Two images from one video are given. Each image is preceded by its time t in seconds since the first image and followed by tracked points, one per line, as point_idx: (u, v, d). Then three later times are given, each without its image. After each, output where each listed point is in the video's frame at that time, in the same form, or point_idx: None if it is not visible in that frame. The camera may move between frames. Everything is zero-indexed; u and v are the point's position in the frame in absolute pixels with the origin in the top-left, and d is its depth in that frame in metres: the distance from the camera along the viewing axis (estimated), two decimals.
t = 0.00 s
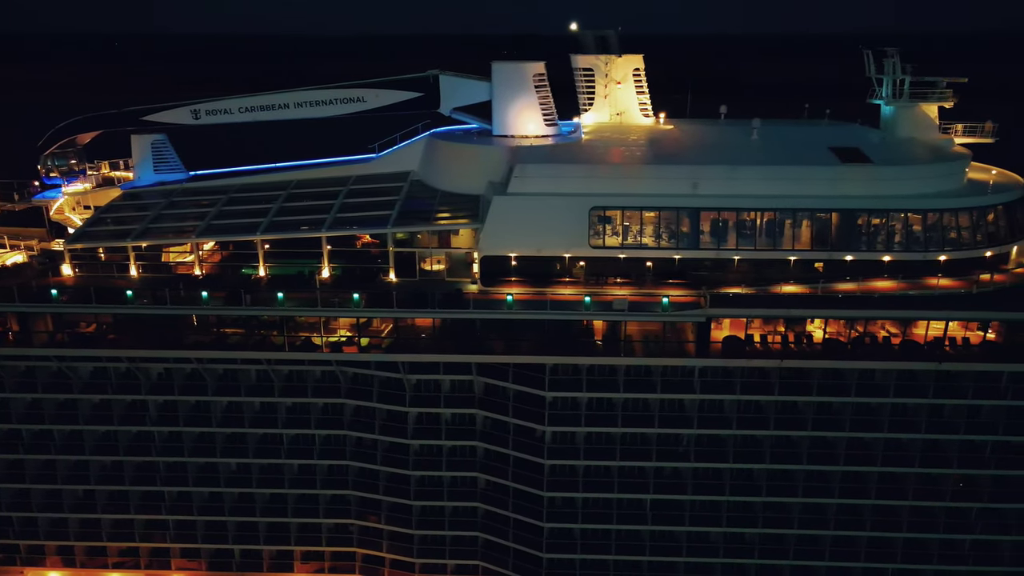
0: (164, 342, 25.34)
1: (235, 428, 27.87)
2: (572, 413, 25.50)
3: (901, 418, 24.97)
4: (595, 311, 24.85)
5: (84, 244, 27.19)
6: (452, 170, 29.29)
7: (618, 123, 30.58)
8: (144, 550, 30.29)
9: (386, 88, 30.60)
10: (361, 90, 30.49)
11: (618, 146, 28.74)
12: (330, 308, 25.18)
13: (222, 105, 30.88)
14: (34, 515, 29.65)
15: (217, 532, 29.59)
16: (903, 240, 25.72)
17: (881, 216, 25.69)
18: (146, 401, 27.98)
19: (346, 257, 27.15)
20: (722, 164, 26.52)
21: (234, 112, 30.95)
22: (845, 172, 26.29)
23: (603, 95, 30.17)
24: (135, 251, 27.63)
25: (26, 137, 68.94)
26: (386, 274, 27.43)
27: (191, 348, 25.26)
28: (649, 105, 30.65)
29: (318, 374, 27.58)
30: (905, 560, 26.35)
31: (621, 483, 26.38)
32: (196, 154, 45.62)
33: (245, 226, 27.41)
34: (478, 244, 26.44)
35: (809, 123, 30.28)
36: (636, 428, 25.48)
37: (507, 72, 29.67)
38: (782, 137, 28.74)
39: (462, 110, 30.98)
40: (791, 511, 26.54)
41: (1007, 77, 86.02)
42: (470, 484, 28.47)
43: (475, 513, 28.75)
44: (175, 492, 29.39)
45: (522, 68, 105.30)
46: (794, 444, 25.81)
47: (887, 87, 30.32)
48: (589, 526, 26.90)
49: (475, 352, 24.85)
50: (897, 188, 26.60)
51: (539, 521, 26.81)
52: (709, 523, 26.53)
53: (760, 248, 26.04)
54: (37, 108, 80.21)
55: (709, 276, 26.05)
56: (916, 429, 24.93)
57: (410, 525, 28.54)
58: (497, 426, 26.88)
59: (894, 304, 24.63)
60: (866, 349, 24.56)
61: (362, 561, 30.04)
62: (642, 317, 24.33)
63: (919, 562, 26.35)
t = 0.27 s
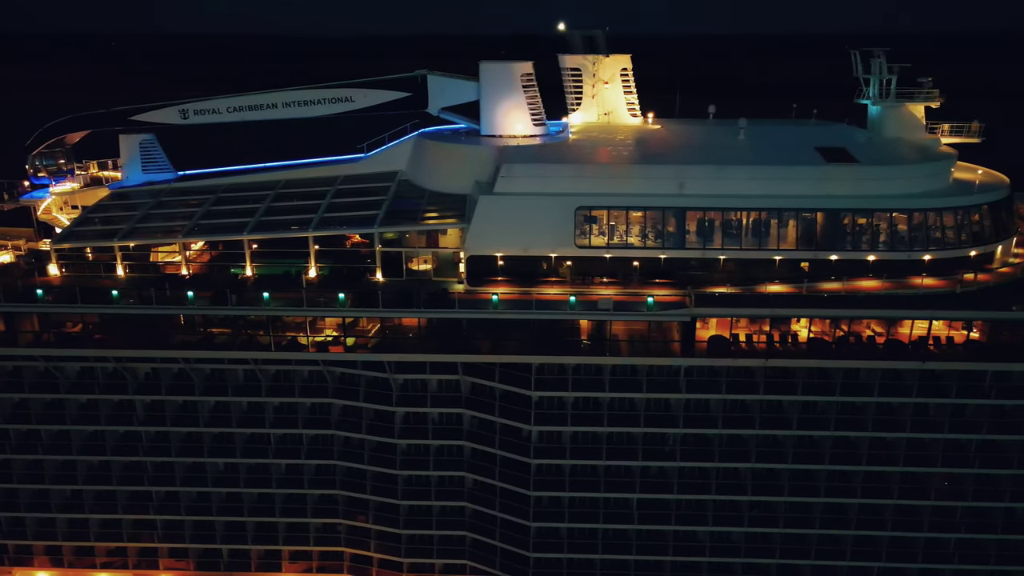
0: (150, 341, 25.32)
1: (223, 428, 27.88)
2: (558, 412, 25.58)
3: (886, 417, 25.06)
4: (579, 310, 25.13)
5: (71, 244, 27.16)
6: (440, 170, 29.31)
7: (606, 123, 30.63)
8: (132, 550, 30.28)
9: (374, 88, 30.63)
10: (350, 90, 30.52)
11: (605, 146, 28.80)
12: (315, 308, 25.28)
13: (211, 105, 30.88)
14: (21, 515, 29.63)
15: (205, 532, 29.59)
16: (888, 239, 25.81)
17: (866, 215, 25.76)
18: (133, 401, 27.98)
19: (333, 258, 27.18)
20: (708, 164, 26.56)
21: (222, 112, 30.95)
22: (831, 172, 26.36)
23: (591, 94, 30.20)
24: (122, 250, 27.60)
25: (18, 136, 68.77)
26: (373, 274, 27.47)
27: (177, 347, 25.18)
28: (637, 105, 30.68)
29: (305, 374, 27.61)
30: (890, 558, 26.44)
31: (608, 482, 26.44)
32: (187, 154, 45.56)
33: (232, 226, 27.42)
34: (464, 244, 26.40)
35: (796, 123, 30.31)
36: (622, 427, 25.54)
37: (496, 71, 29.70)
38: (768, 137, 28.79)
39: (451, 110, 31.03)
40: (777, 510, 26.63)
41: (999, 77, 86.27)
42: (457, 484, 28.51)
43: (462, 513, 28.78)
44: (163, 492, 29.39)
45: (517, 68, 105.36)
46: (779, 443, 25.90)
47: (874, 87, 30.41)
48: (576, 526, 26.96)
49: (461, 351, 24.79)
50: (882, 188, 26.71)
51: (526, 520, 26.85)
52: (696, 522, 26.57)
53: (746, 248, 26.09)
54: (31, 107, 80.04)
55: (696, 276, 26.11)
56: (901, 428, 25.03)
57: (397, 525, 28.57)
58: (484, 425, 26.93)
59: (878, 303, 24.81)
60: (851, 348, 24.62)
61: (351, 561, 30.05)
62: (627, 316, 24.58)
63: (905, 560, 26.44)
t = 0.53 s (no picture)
0: (138, 341, 25.34)
1: (212, 427, 27.89)
2: (547, 411, 25.63)
3: (873, 416, 25.14)
4: (567, 309, 25.10)
5: (60, 244, 27.24)
6: (430, 170, 29.36)
7: (595, 123, 30.66)
8: (123, 550, 30.32)
9: (364, 88, 30.64)
10: (339, 90, 30.52)
11: (595, 146, 28.84)
12: (304, 307, 25.37)
13: (200, 105, 30.87)
14: (11, 515, 29.64)
15: (195, 531, 29.62)
16: (875, 239, 25.94)
17: (853, 215, 25.85)
18: (123, 401, 28.02)
19: (322, 258, 27.21)
20: (696, 164, 26.63)
21: (212, 112, 30.94)
22: (818, 171, 26.46)
23: (580, 95, 30.27)
24: (111, 250, 27.60)
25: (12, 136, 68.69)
26: (362, 274, 27.51)
27: (166, 347, 25.22)
28: (627, 104, 30.68)
29: (295, 374, 27.66)
30: (878, 557, 26.52)
31: (596, 481, 26.50)
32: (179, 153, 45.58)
33: (221, 226, 27.45)
34: (453, 244, 26.48)
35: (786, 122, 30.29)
36: (610, 427, 25.57)
37: (486, 71, 29.77)
38: (756, 137, 28.83)
39: (441, 110, 31.09)
40: (765, 509, 26.69)
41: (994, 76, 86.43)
42: (447, 483, 28.50)
43: (452, 512, 28.81)
44: (153, 491, 29.41)
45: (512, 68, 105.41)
46: (767, 442, 25.98)
47: (863, 87, 30.47)
48: (565, 525, 26.99)
49: (449, 351, 24.79)
50: (870, 188, 26.77)
51: (515, 520, 26.87)
52: (684, 521, 26.61)
53: (734, 248, 26.15)
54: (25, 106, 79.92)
55: (684, 275, 26.07)
56: (888, 428, 25.08)
57: (387, 524, 28.60)
58: (472, 425, 26.98)
59: (866, 302, 24.87)
60: (838, 347, 24.77)
61: (341, 560, 30.07)
62: (614, 315, 24.60)
63: (892, 559, 26.52)
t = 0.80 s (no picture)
0: (124, 342, 25.33)
1: (199, 427, 27.88)
2: (533, 411, 25.66)
3: (857, 415, 25.25)
4: (551, 309, 25.29)
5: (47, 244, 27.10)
6: (417, 170, 29.41)
7: (583, 123, 30.70)
8: (110, 550, 30.30)
9: (352, 88, 30.61)
10: (327, 90, 30.47)
11: (581, 146, 28.87)
12: (289, 308, 25.39)
13: (188, 105, 30.83)
14: None
15: (183, 532, 29.62)
16: (859, 238, 26.07)
17: (838, 215, 25.96)
18: (110, 401, 28.01)
19: (309, 258, 27.22)
20: (681, 164, 26.77)
21: (200, 112, 30.89)
22: (803, 171, 26.57)
23: (568, 95, 30.27)
24: (98, 250, 27.56)
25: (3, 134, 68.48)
26: (348, 274, 27.40)
27: (151, 347, 25.17)
28: (615, 104, 30.71)
29: (281, 374, 27.58)
30: (863, 556, 26.65)
31: (582, 481, 26.58)
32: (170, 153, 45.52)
33: (208, 226, 27.44)
34: (438, 243, 26.51)
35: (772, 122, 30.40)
36: (595, 426, 25.63)
37: (473, 71, 29.82)
38: (742, 137, 28.96)
39: (429, 110, 31.13)
40: (751, 508, 26.74)
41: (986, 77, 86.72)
42: (433, 483, 28.51)
43: (439, 512, 28.84)
44: (140, 492, 29.40)
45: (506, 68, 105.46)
46: (752, 441, 26.05)
47: (850, 87, 30.53)
48: (551, 524, 27.05)
49: (435, 350, 24.83)
50: (855, 187, 26.84)
51: (501, 519, 26.93)
52: (670, 521, 26.66)
53: (719, 248, 26.24)
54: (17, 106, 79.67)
55: (669, 275, 26.21)
56: (872, 426, 25.20)
57: (374, 524, 28.62)
58: (459, 425, 27.01)
59: (850, 302, 24.98)
60: (822, 347, 24.90)
61: (328, 560, 30.09)
62: (599, 314, 24.72)
63: (877, 558, 26.63)
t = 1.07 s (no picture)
0: (113, 342, 25.37)
1: (189, 427, 27.92)
2: (520, 411, 25.72)
3: (844, 414, 25.33)
4: (538, 309, 25.22)
5: (35, 244, 27.16)
6: (406, 170, 29.49)
7: (572, 123, 30.75)
8: (101, 550, 30.33)
9: (342, 88, 30.64)
10: (317, 90, 30.50)
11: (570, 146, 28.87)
12: (276, 308, 25.34)
13: (179, 105, 30.88)
14: None
15: (173, 531, 29.66)
16: (846, 239, 26.09)
17: (825, 215, 25.96)
18: (99, 401, 28.04)
19: (297, 258, 27.31)
20: (669, 164, 26.92)
21: (190, 112, 30.92)
22: (791, 171, 26.68)
23: (557, 95, 30.34)
24: (87, 250, 27.61)
25: None
26: (336, 274, 27.48)
27: (140, 347, 25.28)
28: (604, 105, 30.80)
29: (271, 373, 27.70)
30: (850, 554, 26.76)
31: (570, 480, 26.67)
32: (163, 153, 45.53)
33: (196, 226, 27.44)
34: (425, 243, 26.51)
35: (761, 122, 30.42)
36: (583, 426, 25.67)
37: (462, 71, 29.82)
38: (730, 137, 29.16)
39: (418, 110, 31.19)
40: (738, 507, 26.80)
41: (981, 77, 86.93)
42: (422, 482, 28.55)
43: (429, 511, 28.93)
44: (130, 491, 29.44)
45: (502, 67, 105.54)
46: (740, 440, 26.08)
47: (839, 87, 30.62)
48: (539, 524, 27.12)
49: (422, 350, 24.94)
50: (843, 187, 26.89)
51: (490, 518, 27.00)
52: (658, 520, 26.74)
53: (706, 248, 26.25)
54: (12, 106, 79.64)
55: (656, 275, 26.31)
56: (859, 426, 25.28)
57: (363, 523, 28.66)
58: (447, 424, 27.06)
59: (838, 302, 24.92)
60: (808, 346, 24.98)
61: (319, 559, 30.15)
62: (585, 314, 24.76)
63: (864, 557, 26.74)
